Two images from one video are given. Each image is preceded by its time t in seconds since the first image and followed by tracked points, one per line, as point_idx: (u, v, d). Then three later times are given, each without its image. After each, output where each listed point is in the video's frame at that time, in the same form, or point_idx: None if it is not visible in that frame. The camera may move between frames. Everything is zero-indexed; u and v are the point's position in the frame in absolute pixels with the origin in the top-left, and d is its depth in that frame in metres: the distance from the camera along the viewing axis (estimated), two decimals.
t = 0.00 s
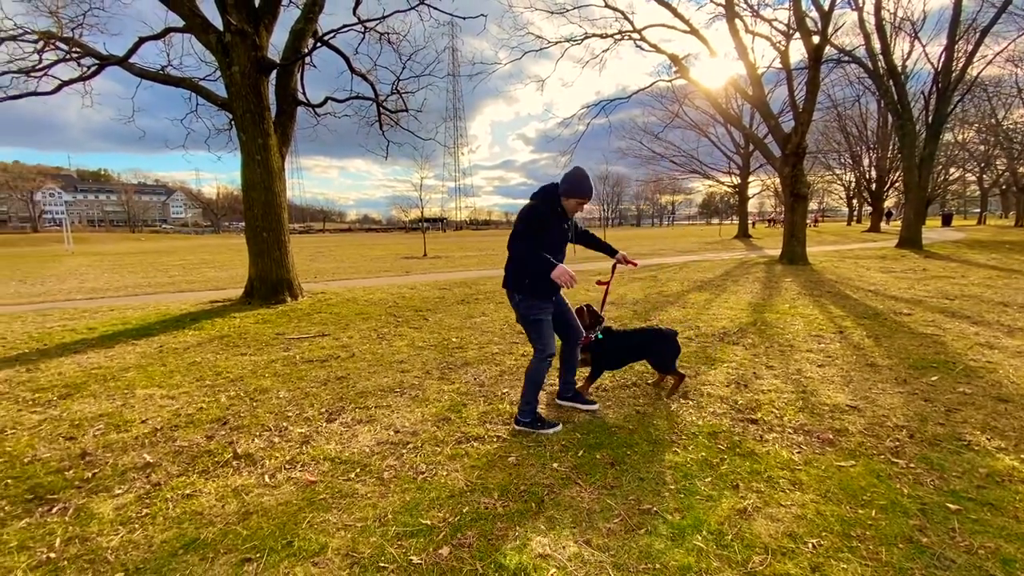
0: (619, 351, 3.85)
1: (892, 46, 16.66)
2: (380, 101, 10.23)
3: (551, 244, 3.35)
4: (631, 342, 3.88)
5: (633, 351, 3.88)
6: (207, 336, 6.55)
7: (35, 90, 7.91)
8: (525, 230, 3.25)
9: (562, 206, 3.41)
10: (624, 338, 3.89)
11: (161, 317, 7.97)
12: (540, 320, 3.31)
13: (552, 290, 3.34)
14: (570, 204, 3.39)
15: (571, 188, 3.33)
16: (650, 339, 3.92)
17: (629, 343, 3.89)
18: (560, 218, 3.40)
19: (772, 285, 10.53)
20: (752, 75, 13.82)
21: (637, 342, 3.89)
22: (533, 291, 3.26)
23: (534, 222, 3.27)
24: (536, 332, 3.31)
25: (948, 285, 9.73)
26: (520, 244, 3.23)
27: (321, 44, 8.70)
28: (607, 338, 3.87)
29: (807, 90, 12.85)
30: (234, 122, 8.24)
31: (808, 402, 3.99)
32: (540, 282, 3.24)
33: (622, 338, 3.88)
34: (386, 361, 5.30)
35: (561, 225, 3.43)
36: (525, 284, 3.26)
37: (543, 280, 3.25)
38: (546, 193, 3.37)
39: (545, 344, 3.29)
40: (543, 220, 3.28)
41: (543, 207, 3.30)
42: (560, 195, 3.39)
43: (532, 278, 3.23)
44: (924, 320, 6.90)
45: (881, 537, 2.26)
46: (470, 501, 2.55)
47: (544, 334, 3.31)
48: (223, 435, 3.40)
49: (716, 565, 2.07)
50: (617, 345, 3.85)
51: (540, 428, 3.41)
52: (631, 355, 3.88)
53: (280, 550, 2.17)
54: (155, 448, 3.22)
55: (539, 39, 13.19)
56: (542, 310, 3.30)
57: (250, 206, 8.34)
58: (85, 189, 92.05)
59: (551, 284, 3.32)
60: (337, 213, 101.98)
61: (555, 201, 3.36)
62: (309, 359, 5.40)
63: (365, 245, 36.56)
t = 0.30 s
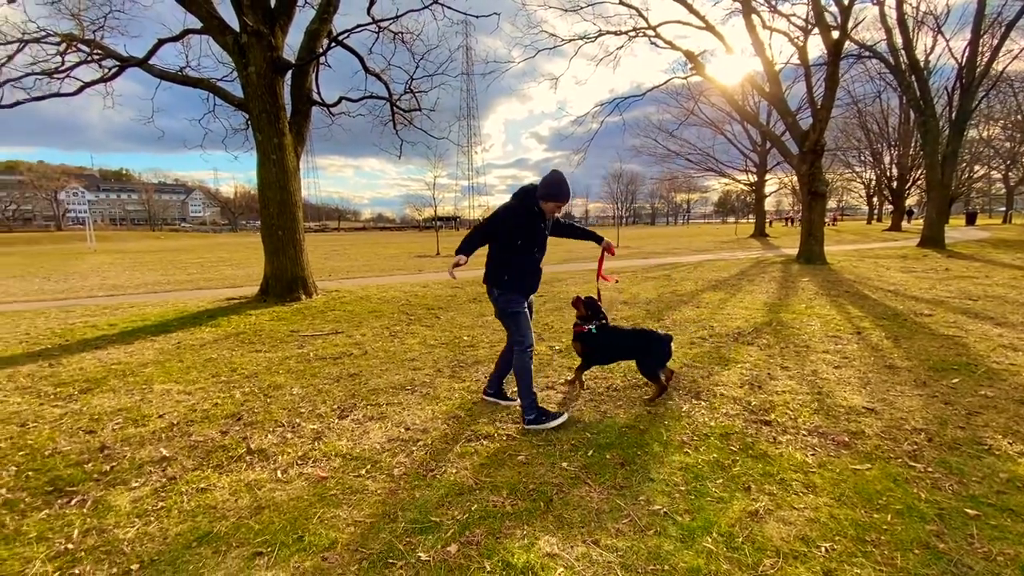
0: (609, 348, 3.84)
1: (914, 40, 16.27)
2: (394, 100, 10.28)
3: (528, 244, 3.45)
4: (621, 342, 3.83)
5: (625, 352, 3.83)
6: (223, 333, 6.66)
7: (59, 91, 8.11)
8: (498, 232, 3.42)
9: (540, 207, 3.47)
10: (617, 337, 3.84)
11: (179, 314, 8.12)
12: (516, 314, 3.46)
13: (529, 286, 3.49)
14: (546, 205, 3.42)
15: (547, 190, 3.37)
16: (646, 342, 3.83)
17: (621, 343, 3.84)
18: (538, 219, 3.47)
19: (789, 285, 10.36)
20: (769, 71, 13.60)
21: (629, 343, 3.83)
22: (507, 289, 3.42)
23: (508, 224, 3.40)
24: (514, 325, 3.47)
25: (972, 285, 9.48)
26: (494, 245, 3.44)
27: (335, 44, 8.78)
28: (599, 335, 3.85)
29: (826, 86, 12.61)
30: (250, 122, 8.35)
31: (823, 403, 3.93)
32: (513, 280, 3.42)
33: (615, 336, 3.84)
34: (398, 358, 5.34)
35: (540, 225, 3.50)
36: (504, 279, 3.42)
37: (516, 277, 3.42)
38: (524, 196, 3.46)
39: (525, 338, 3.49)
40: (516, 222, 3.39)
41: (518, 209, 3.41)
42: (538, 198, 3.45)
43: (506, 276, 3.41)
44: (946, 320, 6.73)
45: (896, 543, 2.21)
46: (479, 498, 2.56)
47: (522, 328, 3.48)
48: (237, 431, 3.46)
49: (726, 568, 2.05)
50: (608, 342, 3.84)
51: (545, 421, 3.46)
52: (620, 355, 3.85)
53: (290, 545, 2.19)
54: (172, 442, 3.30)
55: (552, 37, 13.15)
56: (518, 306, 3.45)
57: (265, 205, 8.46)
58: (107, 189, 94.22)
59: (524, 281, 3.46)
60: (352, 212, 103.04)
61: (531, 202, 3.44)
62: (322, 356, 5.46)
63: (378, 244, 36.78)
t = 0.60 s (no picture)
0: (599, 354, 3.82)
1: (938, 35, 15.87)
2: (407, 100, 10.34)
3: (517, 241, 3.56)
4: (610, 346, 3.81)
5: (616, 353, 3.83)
6: (239, 330, 6.78)
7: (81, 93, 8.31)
8: (486, 227, 3.48)
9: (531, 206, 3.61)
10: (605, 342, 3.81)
11: (197, 311, 8.28)
12: (493, 307, 3.54)
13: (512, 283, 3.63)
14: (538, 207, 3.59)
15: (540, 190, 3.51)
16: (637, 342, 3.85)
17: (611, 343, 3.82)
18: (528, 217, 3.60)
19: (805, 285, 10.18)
20: (786, 68, 13.38)
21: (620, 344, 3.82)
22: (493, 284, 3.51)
23: (499, 219, 3.48)
24: (489, 317, 3.55)
25: (996, 287, 9.23)
26: (480, 239, 3.48)
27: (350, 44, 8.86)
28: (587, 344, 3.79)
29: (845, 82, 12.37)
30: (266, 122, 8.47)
31: (838, 406, 3.86)
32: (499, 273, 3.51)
33: (602, 342, 3.80)
34: (409, 356, 5.38)
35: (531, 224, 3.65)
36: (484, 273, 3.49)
37: (501, 274, 3.52)
38: (514, 193, 3.58)
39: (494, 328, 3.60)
40: (506, 218, 3.48)
41: (509, 205, 3.51)
42: (528, 198, 3.59)
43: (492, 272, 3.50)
44: (967, 322, 6.56)
45: (908, 549, 2.17)
46: (485, 498, 2.57)
47: (495, 321, 3.57)
48: (250, 427, 3.52)
49: (733, 572, 2.03)
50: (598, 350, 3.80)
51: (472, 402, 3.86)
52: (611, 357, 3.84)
53: (299, 540, 2.23)
54: (186, 437, 3.37)
55: (566, 35, 13.10)
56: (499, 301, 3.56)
57: (280, 204, 8.57)
58: (129, 188, 96.40)
59: (505, 277, 3.55)
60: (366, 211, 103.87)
61: (521, 200, 3.57)
62: (335, 354, 5.52)
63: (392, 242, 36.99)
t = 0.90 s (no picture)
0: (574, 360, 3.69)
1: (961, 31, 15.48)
2: (419, 99, 10.38)
3: (512, 249, 3.71)
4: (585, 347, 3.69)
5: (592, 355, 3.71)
6: (252, 327, 6.88)
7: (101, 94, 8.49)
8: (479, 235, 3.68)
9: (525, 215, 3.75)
10: (577, 342, 3.70)
11: (212, 309, 8.42)
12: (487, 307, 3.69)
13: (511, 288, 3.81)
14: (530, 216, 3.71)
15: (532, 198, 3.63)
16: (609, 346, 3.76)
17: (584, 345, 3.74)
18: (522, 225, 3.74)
19: (821, 286, 10.00)
20: (804, 64, 13.15)
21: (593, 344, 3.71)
22: (490, 291, 3.68)
23: (494, 229, 3.64)
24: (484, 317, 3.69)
25: (1019, 288, 8.99)
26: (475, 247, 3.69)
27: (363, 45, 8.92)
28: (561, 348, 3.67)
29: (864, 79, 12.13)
30: (280, 122, 8.57)
31: (852, 409, 3.79)
32: (496, 281, 3.68)
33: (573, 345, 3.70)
34: (419, 355, 5.40)
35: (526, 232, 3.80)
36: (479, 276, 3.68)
37: (493, 276, 3.67)
38: (505, 201, 3.71)
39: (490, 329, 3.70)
40: (496, 226, 3.64)
41: (501, 214, 3.65)
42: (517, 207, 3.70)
43: (488, 280, 3.69)
44: (989, 325, 6.39)
45: (921, 556, 2.12)
46: (492, 496, 2.57)
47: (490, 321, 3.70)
48: (261, 423, 3.57)
49: None
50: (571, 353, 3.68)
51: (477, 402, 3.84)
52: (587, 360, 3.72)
53: (306, 536, 2.25)
54: (199, 433, 3.42)
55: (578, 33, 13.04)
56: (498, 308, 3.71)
57: (294, 204, 8.67)
58: (149, 188, 98.36)
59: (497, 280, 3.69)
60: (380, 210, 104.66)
61: (513, 208, 3.70)
62: (346, 352, 5.57)
63: (404, 241, 37.18)
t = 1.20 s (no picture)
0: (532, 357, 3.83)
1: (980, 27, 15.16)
2: (428, 99, 10.41)
3: (512, 249, 4.15)
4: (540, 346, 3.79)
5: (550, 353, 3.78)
6: (263, 326, 6.95)
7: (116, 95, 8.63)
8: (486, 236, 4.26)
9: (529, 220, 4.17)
10: (534, 338, 3.83)
11: (223, 307, 8.52)
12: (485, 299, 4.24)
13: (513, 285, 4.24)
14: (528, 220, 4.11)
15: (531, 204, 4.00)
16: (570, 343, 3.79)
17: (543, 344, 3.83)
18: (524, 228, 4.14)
19: (834, 286, 9.86)
20: (817, 62, 12.98)
21: (549, 339, 3.80)
22: (489, 285, 4.21)
23: (496, 231, 4.18)
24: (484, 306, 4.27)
25: None
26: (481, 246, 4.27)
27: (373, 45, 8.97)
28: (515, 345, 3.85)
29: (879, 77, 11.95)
30: (291, 123, 8.65)
31: (863, 411, 3.73)
32: (494, 277, 4.19)
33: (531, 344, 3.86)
34: (426, 354, 5.43)
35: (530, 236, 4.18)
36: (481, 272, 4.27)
37: (491, 272, 4.22)
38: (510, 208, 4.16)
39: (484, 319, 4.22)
40: (496, 229, 4.17)
41: (502, 219, 4.15)
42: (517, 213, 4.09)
43: (489, 276, 4.23)
44: (1006, 327, 6.26)
45: (931, 562, 2.08)
46: (495, 496, 2.57)
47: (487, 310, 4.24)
48: (269, 420, 3.61)
49: None
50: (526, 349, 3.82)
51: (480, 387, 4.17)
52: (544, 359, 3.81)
53: (310, 532, 2.27)
54: (208, 429, 3.47)
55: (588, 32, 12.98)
56: (495, 301, 4.19)
57: (304, 203, 8.75)
58: (164, 188, 99.90)
59: (494, 276, 4.20)
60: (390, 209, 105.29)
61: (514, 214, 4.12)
62: (354, 350, 5.61)
63: (414, 240, 37.35)
